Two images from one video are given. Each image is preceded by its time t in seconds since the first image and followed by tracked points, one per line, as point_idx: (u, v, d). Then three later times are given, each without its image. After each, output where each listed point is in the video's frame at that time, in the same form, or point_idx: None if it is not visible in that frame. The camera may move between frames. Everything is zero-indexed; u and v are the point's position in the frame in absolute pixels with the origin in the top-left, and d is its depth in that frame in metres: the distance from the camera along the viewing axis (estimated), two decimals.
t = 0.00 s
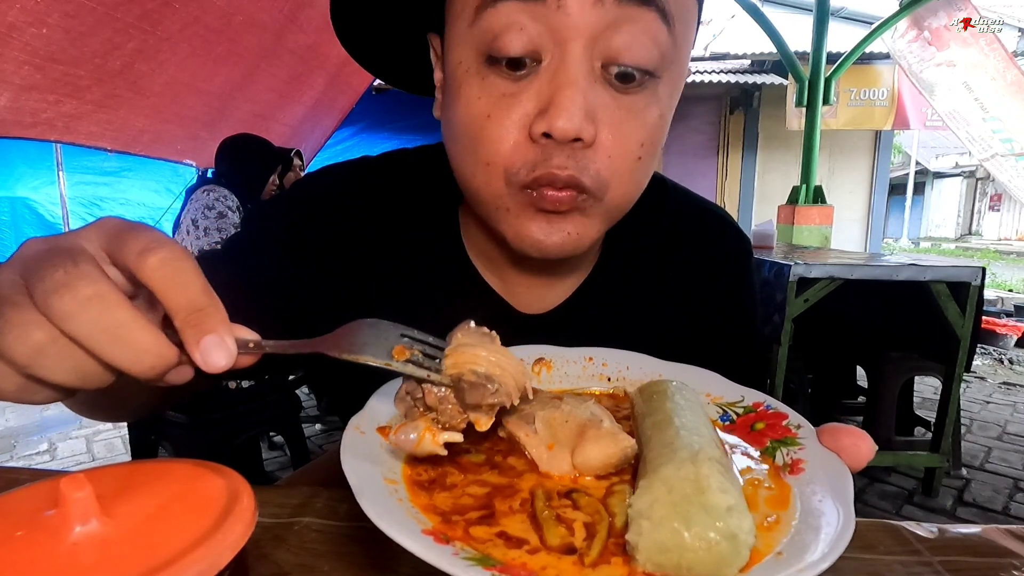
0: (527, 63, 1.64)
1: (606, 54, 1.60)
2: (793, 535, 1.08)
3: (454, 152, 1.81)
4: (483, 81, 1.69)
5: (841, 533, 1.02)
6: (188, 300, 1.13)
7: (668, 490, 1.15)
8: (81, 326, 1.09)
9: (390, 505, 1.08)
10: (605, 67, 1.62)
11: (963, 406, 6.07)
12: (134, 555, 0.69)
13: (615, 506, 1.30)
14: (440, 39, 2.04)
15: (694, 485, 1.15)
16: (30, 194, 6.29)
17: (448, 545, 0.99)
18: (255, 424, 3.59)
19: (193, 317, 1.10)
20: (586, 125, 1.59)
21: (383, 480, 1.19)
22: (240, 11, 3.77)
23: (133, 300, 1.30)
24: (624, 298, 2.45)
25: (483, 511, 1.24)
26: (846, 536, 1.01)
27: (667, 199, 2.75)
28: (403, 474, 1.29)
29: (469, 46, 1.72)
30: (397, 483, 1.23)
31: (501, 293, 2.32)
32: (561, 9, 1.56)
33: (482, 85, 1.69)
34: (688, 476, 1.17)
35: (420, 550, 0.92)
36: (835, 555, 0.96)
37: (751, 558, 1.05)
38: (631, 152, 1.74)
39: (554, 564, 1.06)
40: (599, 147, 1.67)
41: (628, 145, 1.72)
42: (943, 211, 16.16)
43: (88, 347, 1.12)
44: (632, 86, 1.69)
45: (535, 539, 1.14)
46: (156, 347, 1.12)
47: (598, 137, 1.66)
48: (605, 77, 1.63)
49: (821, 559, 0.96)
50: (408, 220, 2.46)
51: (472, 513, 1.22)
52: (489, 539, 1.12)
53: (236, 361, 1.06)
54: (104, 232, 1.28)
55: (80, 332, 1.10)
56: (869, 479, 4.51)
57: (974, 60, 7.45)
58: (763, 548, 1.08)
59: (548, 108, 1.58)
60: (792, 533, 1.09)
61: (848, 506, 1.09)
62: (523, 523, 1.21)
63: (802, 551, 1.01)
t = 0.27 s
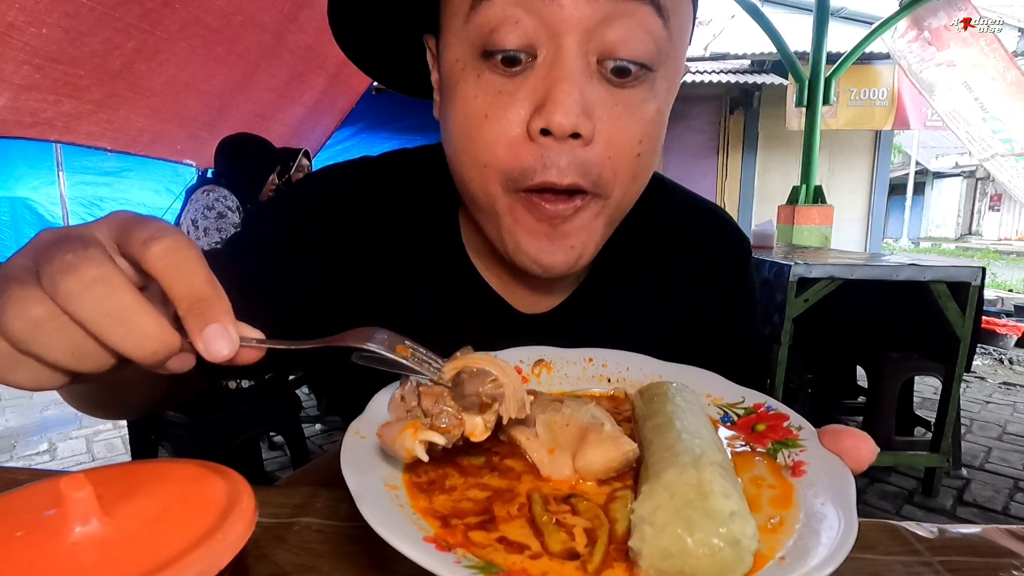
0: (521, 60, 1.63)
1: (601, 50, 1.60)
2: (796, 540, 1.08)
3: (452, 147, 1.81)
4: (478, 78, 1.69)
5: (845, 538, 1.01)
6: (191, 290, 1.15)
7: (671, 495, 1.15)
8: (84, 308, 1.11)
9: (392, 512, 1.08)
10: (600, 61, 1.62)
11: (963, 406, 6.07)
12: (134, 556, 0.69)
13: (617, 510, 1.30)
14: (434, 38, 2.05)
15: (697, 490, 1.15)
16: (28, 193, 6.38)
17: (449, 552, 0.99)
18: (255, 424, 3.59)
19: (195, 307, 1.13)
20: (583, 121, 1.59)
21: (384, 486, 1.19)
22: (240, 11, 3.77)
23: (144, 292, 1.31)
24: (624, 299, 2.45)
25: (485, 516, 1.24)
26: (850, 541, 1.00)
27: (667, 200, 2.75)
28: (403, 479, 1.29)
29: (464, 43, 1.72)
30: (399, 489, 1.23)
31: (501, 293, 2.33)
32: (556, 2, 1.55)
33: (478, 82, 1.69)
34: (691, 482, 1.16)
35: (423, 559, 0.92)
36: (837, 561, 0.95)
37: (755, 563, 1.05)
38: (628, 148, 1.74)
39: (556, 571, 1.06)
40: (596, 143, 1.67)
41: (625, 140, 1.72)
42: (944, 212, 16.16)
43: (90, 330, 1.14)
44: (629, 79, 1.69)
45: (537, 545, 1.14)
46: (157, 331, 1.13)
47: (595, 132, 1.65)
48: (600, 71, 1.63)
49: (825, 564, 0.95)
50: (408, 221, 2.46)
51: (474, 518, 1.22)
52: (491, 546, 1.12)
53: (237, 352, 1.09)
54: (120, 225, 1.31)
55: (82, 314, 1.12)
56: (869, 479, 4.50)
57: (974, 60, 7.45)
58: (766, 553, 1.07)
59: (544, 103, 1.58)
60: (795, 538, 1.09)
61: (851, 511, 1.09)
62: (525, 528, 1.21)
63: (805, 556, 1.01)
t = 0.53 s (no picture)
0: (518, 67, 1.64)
1: (598, 53, 1.62)
2: (793, 539, 1.08)
3: (451, 154, 1.81)
4: (477, 87, 1.69)
5: (842, 537, 1.01)
6: (222, 293, 1.19)
7: (668, 493, 1.15)
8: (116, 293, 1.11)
9: (389, 510, 1.08)
10: (597, 64, 1.63)
11: (963, 406, 6.08)
12: (134, 555, 0.69)
13: (615, 509, 1.30)
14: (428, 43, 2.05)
15: (695, 489, 1.15)
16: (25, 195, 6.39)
17: (446, 550, 0.99)
18: (255, 424, 3.59)
19: (224, 309, 1.16)
20: (584, 124, 1.59)
21: (381, 484, 1.19)
22: (240, 11, 3.77)
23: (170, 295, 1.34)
24: (622, 299, 2.45)
25: (483, 515, 1.24)
26: (847, 539, 1.01)
27: (667, 200, 2.75)
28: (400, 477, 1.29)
29: (461, 51, 1.72)
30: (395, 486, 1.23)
31: (500, 292, 2.32)
32: (553, 6, 1.59)
33: (476, 89, 1.69)
34: (689, 480, 1.17)
35: (420, 557, 0.92)
36: (834, 560, 0.95)
37: (751, 562, 1.05)
38: (631, 145, 1.72)
39: (553, 569, 1.06)
40: (598, 144, 1.66)
41: (627, 141, 1.71)
42: (944, 211, 16.17)
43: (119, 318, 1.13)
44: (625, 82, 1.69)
45: (534, 543, 1.14)
46: (182, 327, 1.14)
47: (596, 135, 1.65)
48: (598, 73, 1.64)
49: (821, 563, 0.95)
50: (407, 221, 2.46)
51: (471, 517, 1.22)
52: (488, 544, 1.12)
53: (255, 359, 1.12)
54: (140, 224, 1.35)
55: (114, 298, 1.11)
56: (869, 479, 4.50)
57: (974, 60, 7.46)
58: (763, 551, 1.08)
59: (544, 110, 1.59)
60: (792, 537, 1.09)
61: (849, 510, 1.09)
62: (523, 527, 1.21)
63: (803, 555, 1.01)
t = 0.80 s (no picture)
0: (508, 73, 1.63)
1: (586, 58, 1.59)
2: (789, 547, 1.08)
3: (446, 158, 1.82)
4: (468, 91, 1.70)
5: (835, 545, 1.02)
6: (273, 343, 1.19)
7: (663, 504, 1.15)
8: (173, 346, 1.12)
9: (383, 518, 1.08)
10: (586, 70, 1.61)
11: (963, 406, 6.07)
12: (133, 556, 0.69)
13: (614, 515, 1.30)
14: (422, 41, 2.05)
15: (690, 498, 1.15)
16: (31, 193, 6.66)
17: (440, 560, 0.99)
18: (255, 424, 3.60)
19: (273, 362, 1.15)
20: (572, 131, 1.59)
21: (376, 491, 1.20)
22: (240, 11, 3.77)
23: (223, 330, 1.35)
24: (620, 300, 2.46)
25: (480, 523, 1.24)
26: (841, 548, 1.01)
27: (665, 200, 2.75)
28: (396, 484, 1.29)
29: (453, 55, 1.72)
30: (390, 494, 1.23)
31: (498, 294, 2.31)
32: (540, 13, 1.55)
33: (468, 95, 1.69)
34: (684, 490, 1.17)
35: (413, 567, 0.92)
36: (826, 569, 0.95)
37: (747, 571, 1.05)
38: (621, 149, 1.73)
39: None
40: (587, 150, 1.66)
41: (616, 146, 1.71)
42: (944, 211, 16.17)
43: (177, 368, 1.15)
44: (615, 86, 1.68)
45: (530, 552, 1.14)
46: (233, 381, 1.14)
47: (585, 142, 1.65)
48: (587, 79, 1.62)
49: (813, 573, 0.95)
50: (406, 223, 2.46)
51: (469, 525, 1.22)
52: (483, 555, 1.12)
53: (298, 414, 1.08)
54: (187, 256, 1.35)
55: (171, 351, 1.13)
56: (869, 479, 4.50)
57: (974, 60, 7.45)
58: (759, 560, 1.08)
59: (532, 117, 1.59)
60: (788, 545, 1.09)
61: (843, 518, 1.09)
62: (520, 535, 1.21)
63: (797, 563, 1.01)
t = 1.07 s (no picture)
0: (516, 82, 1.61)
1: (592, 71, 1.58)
2: (800, 545, 1.08)
3: (449, 159, 1.82)
4: (474, 94, 1.67)
5: (848, 544, 1.02)
6: (283, 348, 1.19)
7: (675, 500, 1.15)
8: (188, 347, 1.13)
9: (391, 515, 1.07)
10: (591, 85, 1.61)
11: (963, 406, 6.08)
12: (133, 556, 0.69)
13: (622, 512, 1.30)
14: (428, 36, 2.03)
15: (702, 494, 1.15)
16: (31, 193, 6.75)
17: (450, 558, 0.99)
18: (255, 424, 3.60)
19: (284, 365, 1.16)
20: (574, 142, 1.60)
21: (380, 487, 1.20)
22: (240, 11, 3.77)
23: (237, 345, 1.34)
24: (621, 299, 2.46)
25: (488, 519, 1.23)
26: (853, 547, 1.01)
27: (666, 199, 2.75)
28: (400, 481, 1.29)
29: (459, 57, 1.69)
30: (395, 491, 1.23)
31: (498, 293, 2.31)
32: (549, 30, 1.54)
33: (474, 99, 1.67)
34: (696, 486, 1.16)
35: (424, 564, 0.92)
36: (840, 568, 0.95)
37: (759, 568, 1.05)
38: (619, 159, 1.75)
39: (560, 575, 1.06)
40: (586, 160, 1.68)
41: (613, 157, 1.73)
42: (944, 211, 16.19)
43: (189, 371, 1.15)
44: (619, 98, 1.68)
45: (540, 549, 1.14)
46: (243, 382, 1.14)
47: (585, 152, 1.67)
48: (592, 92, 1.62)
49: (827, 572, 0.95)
50: (407, 222, 2.46)
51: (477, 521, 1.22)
52: (494, 551, 1.12)
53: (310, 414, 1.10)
54: (195, 263, 1.35)
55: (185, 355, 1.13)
56: (869, 479, 4.50)
57: (974, 60, 7.38)
58: (771, 556, 1.07)
59: (537, 126, 1.58)
60: (799, 542, 1.09)
61: (854, 518, 1.09)
62: (529, 532, 1.21)
63: (811, 561, 1.01)
